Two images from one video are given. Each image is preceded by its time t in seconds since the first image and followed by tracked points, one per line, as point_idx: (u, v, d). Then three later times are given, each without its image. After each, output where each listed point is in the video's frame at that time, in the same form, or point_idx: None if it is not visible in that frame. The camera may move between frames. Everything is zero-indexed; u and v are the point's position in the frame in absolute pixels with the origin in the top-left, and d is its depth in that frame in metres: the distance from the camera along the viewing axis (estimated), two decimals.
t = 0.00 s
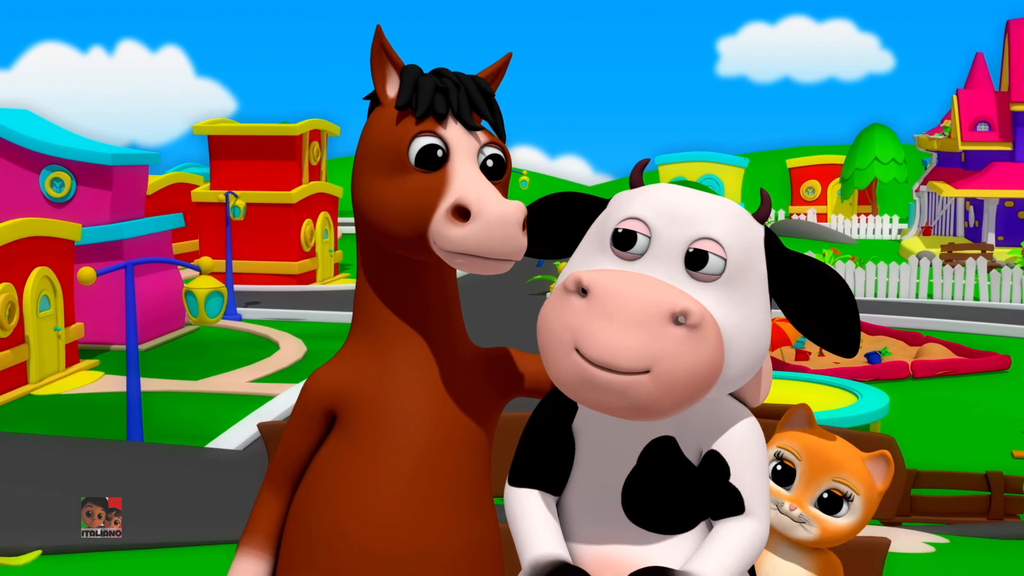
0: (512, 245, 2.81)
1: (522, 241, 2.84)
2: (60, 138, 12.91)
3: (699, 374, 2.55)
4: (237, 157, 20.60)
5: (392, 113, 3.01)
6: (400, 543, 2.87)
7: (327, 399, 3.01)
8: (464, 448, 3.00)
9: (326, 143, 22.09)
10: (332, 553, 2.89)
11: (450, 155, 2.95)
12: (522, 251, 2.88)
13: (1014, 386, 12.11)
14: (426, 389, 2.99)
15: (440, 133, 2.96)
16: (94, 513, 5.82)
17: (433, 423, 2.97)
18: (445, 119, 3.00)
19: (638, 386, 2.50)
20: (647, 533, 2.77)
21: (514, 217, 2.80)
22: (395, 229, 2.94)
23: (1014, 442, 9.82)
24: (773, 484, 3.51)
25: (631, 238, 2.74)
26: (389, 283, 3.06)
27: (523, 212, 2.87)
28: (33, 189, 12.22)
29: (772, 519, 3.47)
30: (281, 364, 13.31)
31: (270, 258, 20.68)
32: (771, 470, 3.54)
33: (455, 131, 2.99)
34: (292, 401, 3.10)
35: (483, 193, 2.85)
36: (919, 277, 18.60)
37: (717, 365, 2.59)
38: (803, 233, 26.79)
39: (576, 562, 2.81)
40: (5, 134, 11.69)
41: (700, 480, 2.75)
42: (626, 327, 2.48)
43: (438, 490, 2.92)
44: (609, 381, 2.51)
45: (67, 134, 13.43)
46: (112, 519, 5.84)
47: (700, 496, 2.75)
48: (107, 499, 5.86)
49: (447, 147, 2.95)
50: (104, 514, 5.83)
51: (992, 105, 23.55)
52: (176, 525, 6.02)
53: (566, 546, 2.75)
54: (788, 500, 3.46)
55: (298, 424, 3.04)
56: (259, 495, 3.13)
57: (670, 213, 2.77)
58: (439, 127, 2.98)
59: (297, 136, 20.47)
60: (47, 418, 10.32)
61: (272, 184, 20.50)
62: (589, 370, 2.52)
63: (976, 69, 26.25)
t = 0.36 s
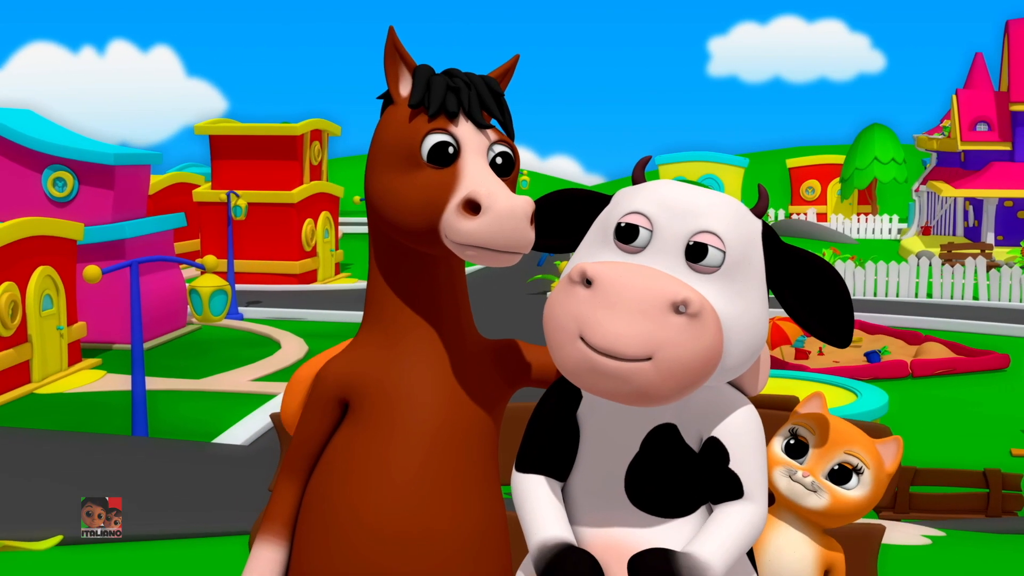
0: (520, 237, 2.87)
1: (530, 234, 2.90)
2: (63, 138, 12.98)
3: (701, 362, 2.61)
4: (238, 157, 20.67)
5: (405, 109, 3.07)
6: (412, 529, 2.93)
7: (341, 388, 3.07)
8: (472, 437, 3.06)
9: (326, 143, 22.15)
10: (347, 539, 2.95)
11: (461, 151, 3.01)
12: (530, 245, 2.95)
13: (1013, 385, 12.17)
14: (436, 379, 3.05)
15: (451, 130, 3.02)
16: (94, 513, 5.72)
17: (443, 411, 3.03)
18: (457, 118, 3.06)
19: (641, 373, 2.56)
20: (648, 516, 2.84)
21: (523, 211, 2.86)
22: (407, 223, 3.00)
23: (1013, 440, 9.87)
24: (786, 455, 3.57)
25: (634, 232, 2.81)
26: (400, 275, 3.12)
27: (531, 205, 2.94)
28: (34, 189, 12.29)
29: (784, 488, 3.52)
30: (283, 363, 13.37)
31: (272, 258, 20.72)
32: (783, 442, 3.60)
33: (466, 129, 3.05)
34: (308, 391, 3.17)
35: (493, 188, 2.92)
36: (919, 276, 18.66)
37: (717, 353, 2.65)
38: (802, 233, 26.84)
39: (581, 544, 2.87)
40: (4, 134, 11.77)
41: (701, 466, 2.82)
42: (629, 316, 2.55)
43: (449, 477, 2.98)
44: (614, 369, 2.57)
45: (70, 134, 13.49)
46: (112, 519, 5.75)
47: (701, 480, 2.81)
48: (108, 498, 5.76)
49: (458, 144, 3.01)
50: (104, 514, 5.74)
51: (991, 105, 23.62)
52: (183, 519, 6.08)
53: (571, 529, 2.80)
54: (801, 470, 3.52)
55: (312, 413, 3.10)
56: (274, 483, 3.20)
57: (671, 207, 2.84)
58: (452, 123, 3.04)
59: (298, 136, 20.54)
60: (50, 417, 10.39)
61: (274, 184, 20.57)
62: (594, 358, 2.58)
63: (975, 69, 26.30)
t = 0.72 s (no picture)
0: (527, 234, 2.93)
1: (539, 231, 2.98)
2: (65, 138, 13.04)
3: (702, 351, 2.68)
4: (239, 157, 20.74)
5: (418, 108, 3.13)
6: (422, 515, 2.99)
7: (353, 377, 3.13)
8: (480, 425, 3.12)
9: (327, 143, 22.20)
10: (359, 525, 3.02)
11: (472, 150, 3.06)
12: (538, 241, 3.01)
13: (1012, 384, 12.23)
14: (444, 368, 3.11)
15: (462, 129, 3.08)
16: (93, 513, 5.51)
17: (451, 400, 3.09)
18: (467, 118, 3.12)
19: (644, 361, 2.62)
20: (651, 501, 2.90)
21: (530, 207, 2.93)
22: (419, 219, 3.06)
23: (1012, 439, 9.93)
24: (784, 449, 3.63)
25: (636, 226, 2.87)
26: (410, 268, 3.17)
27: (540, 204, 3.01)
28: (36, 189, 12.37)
29: (783, 481, 3.58)
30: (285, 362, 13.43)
31: (273, 258, 20.76)
32: (781, 435, 3.66)
33: (476, 129, 3.11)
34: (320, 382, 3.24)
35: (503, 187, 2.98)
36: (918, 276, 18.73)
37: (717, 344, 2.71)
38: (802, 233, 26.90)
39: (585, 528, 2.93)
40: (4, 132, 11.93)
41: (702, 453, 2.88)
42: (633, 306, 2.61)
43: (458, 464, 3.05)
44: (618, 358, 2.63)
45: (72, 134, 13.55)
46: (112, 519, 5.54)
47: (702, 467, 2.87)
48: (107, 499, 5.52)
49: (469, 142, 3.06)
50: (103, 514, 5.51)
51: (990, 105, 23.67)
52: (189, 514, 6.15)
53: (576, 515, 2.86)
54: (798, 463, 3.58)
55: (325, 401, 3.17)
56: (287, 470, 3.27)
57: (673, 202, 2.90)
58: (462, 123, 3.10)
59: (299, 136, 20.61)
60: (54, 415, 10.44)
61: (275, 183, 20.64)
62: (599, 347, 2.65)
63: (974, 69, 26.35)
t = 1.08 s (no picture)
0: (528, 242, 3.00)
1: (538, 240, 3.03)
2: (68, 138, 13.09)
3: (704, 341, 2.74)
4: (241, 156, 20.80)
5: (424, 110, 3.19)
6: (432, 502, 3.05)
7: (364, 368, 3.20)
8: (487, 416, 3.18)
9: (328, 143, 22.25)
10: (370, 512, 3.08)
11: (478, 155, 3.12)
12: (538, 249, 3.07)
13: (1010, 383, 12.29)
14: (453, 358, 3.18)
15: (470, 133, 3.14)
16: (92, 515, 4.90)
17: (460, 390, 3.15)
18: (476, 122, 3.17)
19: (647, 351, 2.69)
20: (653, 487, 2.97)
21: (532, 218, 2.98)
22: (427, 219, 3.12)
23: (1010, 437, 9.99)
24: (784, 438, 3.69)
25: (639, 222, 2.93)
26: (418, 264, 3.23)
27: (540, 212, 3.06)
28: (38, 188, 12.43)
29: (783, 470, 3.63)
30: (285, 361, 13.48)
31: (274, 258, 20.79)
32: (781, 425, 3.72)
33: (484, 133, 3.17)
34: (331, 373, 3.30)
35: (505, 196, 3.03)
36: (917, 275, 18.80)
37: (719, 335, 2.78)
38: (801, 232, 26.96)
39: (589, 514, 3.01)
40: (4, 130, 12.15)
41: (702, 441, 2.95)
42: (637, 298, 2.68)
43: (467, 453, 3.11)
44: (622, 348, 2.70)
45: (75, 134, 13.60)
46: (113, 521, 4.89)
47: (702, 454, 2.94)
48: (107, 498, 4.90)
49: (476, 147, 3.12)
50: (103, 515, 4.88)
51: (990, 105, 23.73)
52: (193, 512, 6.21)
53: (580, 503, 2.93)
54: (799, 453, 3.64)
55: (338, 391, 3.24)
56: (300, 459, 3.34)
57: (674, 198, 2.96)
58: (468, 126, 3.16)
59: (301, 135, 20.66)
60: (57, 414, 10.49)
61: (276, 183, 20.70)
62: (603, 337, 2.72)
63: (973, 69, 26.41)
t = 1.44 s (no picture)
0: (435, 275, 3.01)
1: (439, 271, 3.00)
2: (70, 138, 13.12)
3: (737, 362, 2.89)
4: (242, 156, 20.85)
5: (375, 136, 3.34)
6: (441, 488, 3.11)
7: (372, 362, 3.29)
8: (493, 407, 3.24)
9: (329, 143, 22.29)
10: (381, 499, 3.14)
11: (410, 176, 3.20)
12: (449, 277, 3.03)
13: (1009, 382, 12.33)
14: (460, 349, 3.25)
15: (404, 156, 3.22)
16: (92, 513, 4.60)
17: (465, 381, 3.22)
18: (412, 141, 3.23)
19: (689, 379, 2.81)
20: (657, 478, 3.05)
21: (429, 252, 2.97)
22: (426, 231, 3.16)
23: (1008, 435, 10.04)
24: (785, 427, 3.74)
25: (654, 236, 3.03)
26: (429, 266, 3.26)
27: (444, 240, 3.01)
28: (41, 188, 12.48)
29: (784, 457, 3.69)
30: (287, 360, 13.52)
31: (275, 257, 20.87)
32: (783, 414, 3.77)
33: (417, 152, 3.21)
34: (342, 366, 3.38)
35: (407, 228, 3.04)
36: (916, 275, 18.85)
37: (748, 353, 2.93)
38: (801, 232, 27.00)
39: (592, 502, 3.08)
40: (5, 129, 12.41)
41: (702, 432, 3.03)
42: (678, 330, 2.77)
43: (475, 439, 3.17)
44: (666, 378, 2.81)
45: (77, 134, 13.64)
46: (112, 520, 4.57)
47: (702, 444, 3.03)
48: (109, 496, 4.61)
49: (407, 169, 3.20)
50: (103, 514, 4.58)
51: (989, 105, 23.77)
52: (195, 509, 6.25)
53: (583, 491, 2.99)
54: (800, 441, 3.69)
55: (346, 385, 3.33)
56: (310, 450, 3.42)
57: (685, 208, 3.07)
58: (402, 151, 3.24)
59: (302, 135, 20.72)
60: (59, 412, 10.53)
61: (277, 183, 20.75)
62: (645, 367, 2.81)
63: (972, 70, 26.47)
